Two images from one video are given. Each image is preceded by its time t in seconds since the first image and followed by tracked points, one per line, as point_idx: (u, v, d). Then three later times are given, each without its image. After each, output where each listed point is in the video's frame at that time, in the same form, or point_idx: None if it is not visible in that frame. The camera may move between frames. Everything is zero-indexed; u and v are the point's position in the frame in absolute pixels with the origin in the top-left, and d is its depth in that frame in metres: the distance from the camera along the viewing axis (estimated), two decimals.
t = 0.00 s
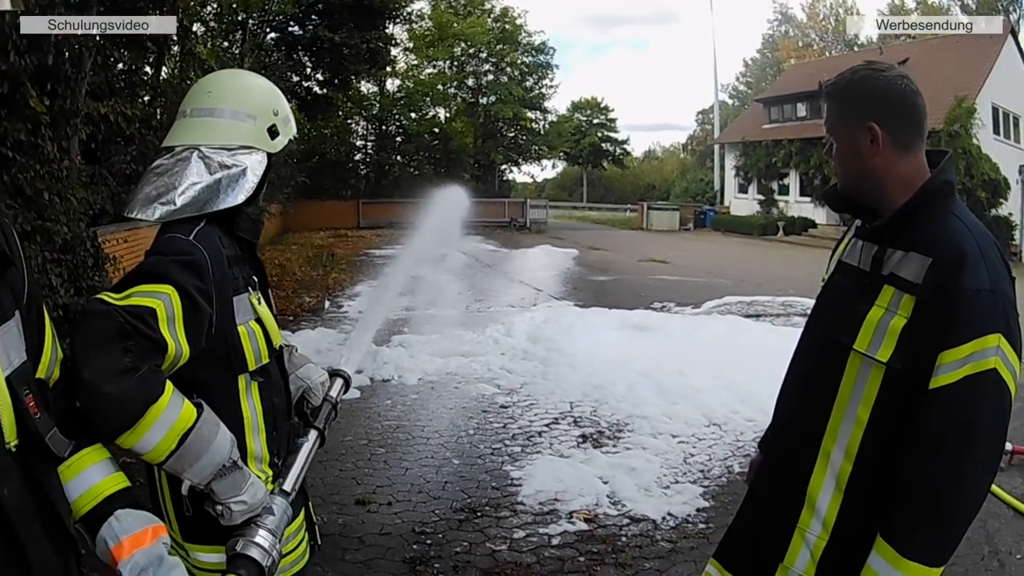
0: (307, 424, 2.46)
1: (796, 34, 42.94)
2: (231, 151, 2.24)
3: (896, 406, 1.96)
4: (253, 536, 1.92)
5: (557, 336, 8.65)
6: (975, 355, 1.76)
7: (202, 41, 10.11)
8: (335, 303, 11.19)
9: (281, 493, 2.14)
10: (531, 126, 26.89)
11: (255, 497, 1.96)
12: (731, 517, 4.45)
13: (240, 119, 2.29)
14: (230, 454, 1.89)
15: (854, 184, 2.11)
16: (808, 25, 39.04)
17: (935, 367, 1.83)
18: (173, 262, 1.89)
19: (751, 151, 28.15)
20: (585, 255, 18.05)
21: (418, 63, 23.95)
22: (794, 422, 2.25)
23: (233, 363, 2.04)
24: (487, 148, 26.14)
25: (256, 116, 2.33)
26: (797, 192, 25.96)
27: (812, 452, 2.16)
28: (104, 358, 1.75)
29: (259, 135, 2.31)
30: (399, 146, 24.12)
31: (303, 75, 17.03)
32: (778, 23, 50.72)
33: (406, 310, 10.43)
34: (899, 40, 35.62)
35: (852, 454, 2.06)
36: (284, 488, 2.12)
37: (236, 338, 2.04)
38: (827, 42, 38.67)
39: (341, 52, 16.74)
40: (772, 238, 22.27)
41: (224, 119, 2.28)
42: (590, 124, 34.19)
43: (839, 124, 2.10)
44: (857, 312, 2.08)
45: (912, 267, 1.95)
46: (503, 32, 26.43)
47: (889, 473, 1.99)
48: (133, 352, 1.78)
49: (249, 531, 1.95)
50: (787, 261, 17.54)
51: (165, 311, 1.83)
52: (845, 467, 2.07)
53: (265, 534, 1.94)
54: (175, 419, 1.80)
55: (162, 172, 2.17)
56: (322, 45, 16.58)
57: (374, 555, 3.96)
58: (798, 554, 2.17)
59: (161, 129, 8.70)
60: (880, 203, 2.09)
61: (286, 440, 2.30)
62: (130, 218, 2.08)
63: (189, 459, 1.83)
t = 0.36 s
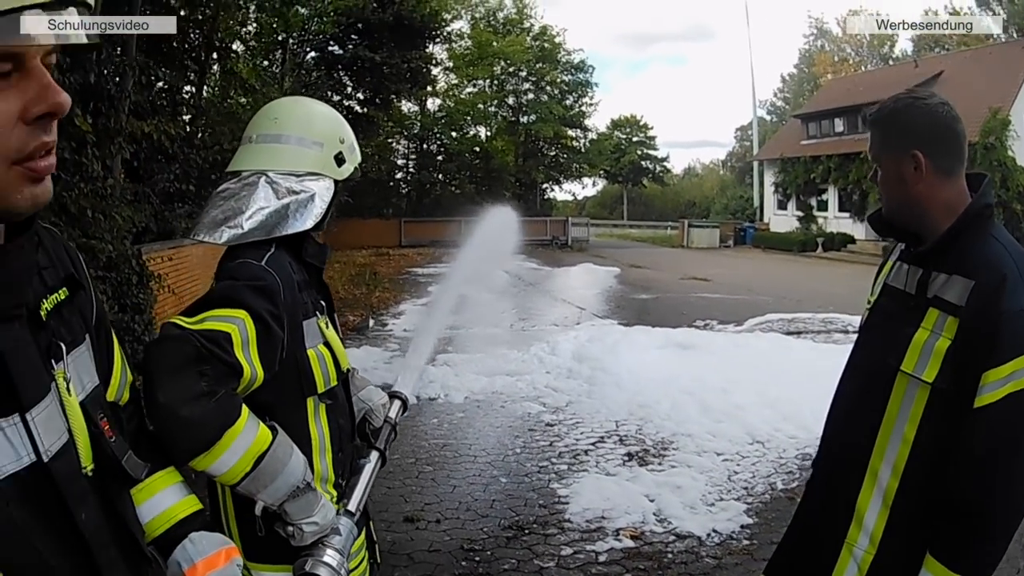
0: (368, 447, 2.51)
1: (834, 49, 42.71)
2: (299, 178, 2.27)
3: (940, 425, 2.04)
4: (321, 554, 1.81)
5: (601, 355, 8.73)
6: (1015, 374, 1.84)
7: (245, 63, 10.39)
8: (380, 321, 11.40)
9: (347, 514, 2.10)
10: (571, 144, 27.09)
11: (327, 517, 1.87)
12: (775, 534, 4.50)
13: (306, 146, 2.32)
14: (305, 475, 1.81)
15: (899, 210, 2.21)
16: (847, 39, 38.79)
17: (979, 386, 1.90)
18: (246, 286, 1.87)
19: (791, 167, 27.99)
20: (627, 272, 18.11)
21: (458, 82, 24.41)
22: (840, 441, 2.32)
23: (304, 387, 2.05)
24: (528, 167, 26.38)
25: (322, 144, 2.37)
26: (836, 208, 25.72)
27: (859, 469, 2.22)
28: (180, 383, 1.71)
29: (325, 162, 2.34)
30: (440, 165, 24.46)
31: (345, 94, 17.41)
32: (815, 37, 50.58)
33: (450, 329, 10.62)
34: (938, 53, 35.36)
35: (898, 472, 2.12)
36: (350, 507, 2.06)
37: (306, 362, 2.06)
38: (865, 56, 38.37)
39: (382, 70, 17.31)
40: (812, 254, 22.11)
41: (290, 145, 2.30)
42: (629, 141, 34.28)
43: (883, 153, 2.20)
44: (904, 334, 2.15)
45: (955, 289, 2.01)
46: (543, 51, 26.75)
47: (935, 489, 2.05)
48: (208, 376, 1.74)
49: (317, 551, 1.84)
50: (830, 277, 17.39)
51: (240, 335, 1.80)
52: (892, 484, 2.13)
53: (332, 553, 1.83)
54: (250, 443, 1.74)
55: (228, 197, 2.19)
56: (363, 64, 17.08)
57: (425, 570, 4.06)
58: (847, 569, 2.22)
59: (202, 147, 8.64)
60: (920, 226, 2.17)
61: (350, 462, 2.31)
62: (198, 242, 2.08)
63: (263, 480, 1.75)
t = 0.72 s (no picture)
0: (397, 450, 2.56)
1: (851, 49, 42.47)
2: (330, 185, 2.33)
3: (957, 428, 2.07)
4: (353, 557, 1.87)
5: (619, 357, 8.76)
6: None
7: (261, 67, 10.51)
8: (398, 324, 11.47)
9: (376, 517, 2.16)
10: (588, 146, 27.04)
11: (357, 522, 1.92)
12: (792, 537, 4.51)
13: (336, 154, 2.39)
14: (337, 479, 1.87)
15: (918, 216, 2.23)
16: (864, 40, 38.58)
17: (993, 390, 1.94)
18: (280, 294, 1.94)
19: (807, 168, 27.88)
20: (643, 275, 18.11)
21: (474, 84, 24.54)
22: (857, 442, 2.35)
23: (336, 390, 2.12)
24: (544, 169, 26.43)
25: (352, 151, 2.44)
26: (852, 210, 25.59)
27: (877, 470, 2.25)
28: (215, 390, 1.74)
29: (355, 167, 2.41)
30: (456, 167, 24.48)
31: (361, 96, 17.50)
32: (831, 38, 50.31)
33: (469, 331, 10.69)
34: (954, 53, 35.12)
35: (915, 474, 2.14)
36: (380, 512, 2.11)
37: (339, 368, 2.13)
38: (881, 57, 38.22)
39: (398, 73, 17.43)
40: (828, 256, 22.02)
41: (320, 153, 2.38)
42: (646, 143, 34.22)
43: (903, 159, 2.23)
44: (922, 338, 2.17)
45: (972, 295, 2.04)
46: (559, 52, 26.74)
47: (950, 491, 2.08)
48: (244, 382, 1.77)
49: (348, 554, 1.90)
50: (848, 279, 17.30)
51: (274, 341, 1.86)
52: (910, 485, 2.15)
53: (363, 556, 1.90)
54: (285, 447, 1.78)
55: (259, 204, 2.27)
56: (379, 66, 17.20)
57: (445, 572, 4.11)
58: (864, 567, 2.24)
59: (220, 151, 8.94)
60: (937, 230, 2.20)
61: (380, 466, 2.37)
62: (230, 249, 2.14)
63: (297, 485, 1.79)
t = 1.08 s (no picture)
0: (392, 436, 2.59)
1: (843, 43, 42.55)
2: (325, 179, 2.40)
3: (937, 415, 2.11)
4: (349, 540, 1.91)
5: (611, 349, 8.82)
6: (1008, 367, 1.92)
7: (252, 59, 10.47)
8: (391, 316, 11.47)
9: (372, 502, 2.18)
10: (580, 139, 27.01)
11: (355, 506, 1.95)
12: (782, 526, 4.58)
13: (333, 148, 2.51)
14: (337, 465, 1.90)
15: (901, 209, 2.27)
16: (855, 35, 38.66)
17: (973, 377, 1.98)
18: (280, 284, 1.98)
19: (798, 161, 27.96)
20: (635, 267, 18.17)
21: (466, 77, 24.54)
22: (840, 430, 2.40)
23: (334, 377, 2.16)
24: (537, 161, 26.42)
25: (347, 145, 2.57)
26: (844, 203, 25.62)
27: (858, 459, 2.29)
28: (218, 379, 1.77)
29: (351, 161, 2.53)
30: (448, 159, 24.45)
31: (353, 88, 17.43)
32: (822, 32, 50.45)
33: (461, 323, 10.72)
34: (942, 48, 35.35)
35: (897, 459, 2.19)
36: (375, 496, 2.13)
37: (336, 356, 2.18)
38: (872, 51, 38.31)
39: (391, 66, 17.36)
40: (819, 249, 22.11)
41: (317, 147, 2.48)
42: (638, 136, 34.23)
43: (885, 154, 2.27)
44: (902, 328, 2.22)
45: (952, 286, 2.08)
46: (551, 45, 26.70)
47: (929, 477, 2.13)
48: (247, 371, 1.81)
49: (345, 538, 1.94)
50: (838, 272, 17.40)
51: (274, 331, 1.90)
52: (891, 471, 2.20)
53: (360, 540, 1.94)
54: (286, 435, 1.81)
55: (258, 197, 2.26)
56: (372, 59, 17.13)
57: (438, 561, 4.14)
58: (848, 551, 2.28)
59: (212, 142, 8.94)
60: (915, 219, 2.25)
61: (375, 451, 2.40)
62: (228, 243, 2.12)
63: (298, 470, 1.82)
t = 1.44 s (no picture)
0: (395, 419, 2.64)
1: (844, 37, 42.53)
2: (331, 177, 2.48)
3: (916, 396, 2.20)
4: (355, 517, 1.98)
5: (611, 342, 8.91)
6: (983, 346, 2.01)
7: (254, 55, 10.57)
8: (393, 309, 11.58)
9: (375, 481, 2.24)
10: (582, 134, 27.05)
11: (360, 485, 2.04)
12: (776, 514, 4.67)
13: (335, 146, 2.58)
14: (344, 446, 1.99)
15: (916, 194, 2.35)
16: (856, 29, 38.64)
17: (952, 357, 2.07)
18: (291, 275, 2.07)
19: (799, 156, 28.00)
20: (636, 261, 18.25)
21: (468, 73, 24.86)
22: (816, 413, 2.48)
23: (341, 362, 2.25)
24: (538, 156, 26.47)
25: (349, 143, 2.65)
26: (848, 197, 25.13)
27: (842, 443, 2.37)
28: (237, 365, 1.89)
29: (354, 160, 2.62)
30: (449, 154, 24.52)
31: (354, 83, 17.54)
32: (824, 26, 50.41)
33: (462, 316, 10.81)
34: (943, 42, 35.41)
35: (878, 441, 2.28)
36: (379, 475, 2.21)
37: (343, 342, 2.27)
38: (873, 46, 38.28)
39: (392, 61, 17.43)
40: (819, 244, 22.17)
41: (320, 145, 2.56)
42: (639, 130, 34.26)
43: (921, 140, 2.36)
44: (879, 314, 2.30)
45: (926, 275, 2.19)
46: (552, 40, 26.75)
47: (909, 457, 2.22)
48: (262, 356, 1.92)
49: (350, 515, 2.01)
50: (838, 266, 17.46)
51: (288, 318, 2.00)
52: (873, 452, 2.29)
53: (363, 517, 2.00)
54: (297, 417, 1.91)
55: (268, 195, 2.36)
56: (373, 55, 17.21)
57: (437, 548, 4.23)
58: (832, 531, 2.37)
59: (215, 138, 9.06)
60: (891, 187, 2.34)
61: (379, 433, 2.48)
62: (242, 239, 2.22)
63: (308, 449, 1.92)
